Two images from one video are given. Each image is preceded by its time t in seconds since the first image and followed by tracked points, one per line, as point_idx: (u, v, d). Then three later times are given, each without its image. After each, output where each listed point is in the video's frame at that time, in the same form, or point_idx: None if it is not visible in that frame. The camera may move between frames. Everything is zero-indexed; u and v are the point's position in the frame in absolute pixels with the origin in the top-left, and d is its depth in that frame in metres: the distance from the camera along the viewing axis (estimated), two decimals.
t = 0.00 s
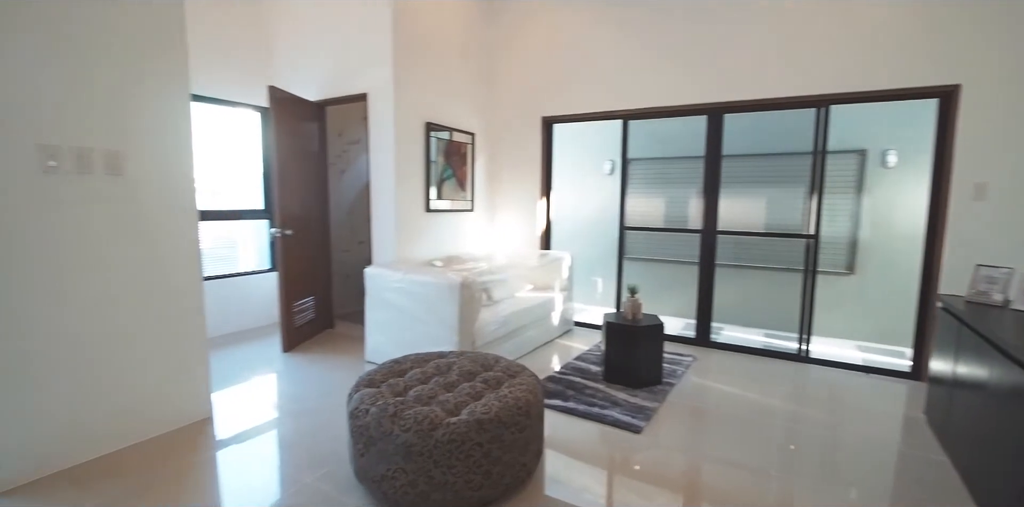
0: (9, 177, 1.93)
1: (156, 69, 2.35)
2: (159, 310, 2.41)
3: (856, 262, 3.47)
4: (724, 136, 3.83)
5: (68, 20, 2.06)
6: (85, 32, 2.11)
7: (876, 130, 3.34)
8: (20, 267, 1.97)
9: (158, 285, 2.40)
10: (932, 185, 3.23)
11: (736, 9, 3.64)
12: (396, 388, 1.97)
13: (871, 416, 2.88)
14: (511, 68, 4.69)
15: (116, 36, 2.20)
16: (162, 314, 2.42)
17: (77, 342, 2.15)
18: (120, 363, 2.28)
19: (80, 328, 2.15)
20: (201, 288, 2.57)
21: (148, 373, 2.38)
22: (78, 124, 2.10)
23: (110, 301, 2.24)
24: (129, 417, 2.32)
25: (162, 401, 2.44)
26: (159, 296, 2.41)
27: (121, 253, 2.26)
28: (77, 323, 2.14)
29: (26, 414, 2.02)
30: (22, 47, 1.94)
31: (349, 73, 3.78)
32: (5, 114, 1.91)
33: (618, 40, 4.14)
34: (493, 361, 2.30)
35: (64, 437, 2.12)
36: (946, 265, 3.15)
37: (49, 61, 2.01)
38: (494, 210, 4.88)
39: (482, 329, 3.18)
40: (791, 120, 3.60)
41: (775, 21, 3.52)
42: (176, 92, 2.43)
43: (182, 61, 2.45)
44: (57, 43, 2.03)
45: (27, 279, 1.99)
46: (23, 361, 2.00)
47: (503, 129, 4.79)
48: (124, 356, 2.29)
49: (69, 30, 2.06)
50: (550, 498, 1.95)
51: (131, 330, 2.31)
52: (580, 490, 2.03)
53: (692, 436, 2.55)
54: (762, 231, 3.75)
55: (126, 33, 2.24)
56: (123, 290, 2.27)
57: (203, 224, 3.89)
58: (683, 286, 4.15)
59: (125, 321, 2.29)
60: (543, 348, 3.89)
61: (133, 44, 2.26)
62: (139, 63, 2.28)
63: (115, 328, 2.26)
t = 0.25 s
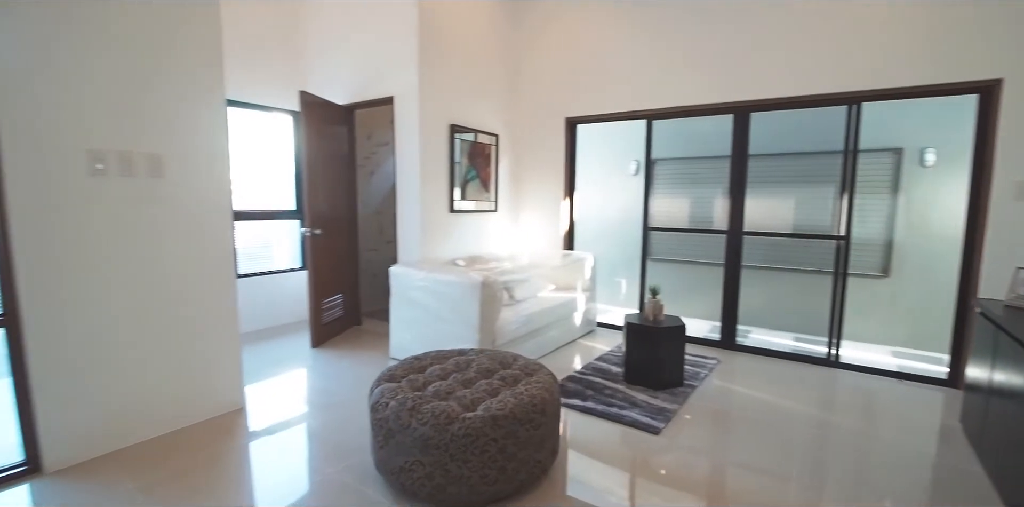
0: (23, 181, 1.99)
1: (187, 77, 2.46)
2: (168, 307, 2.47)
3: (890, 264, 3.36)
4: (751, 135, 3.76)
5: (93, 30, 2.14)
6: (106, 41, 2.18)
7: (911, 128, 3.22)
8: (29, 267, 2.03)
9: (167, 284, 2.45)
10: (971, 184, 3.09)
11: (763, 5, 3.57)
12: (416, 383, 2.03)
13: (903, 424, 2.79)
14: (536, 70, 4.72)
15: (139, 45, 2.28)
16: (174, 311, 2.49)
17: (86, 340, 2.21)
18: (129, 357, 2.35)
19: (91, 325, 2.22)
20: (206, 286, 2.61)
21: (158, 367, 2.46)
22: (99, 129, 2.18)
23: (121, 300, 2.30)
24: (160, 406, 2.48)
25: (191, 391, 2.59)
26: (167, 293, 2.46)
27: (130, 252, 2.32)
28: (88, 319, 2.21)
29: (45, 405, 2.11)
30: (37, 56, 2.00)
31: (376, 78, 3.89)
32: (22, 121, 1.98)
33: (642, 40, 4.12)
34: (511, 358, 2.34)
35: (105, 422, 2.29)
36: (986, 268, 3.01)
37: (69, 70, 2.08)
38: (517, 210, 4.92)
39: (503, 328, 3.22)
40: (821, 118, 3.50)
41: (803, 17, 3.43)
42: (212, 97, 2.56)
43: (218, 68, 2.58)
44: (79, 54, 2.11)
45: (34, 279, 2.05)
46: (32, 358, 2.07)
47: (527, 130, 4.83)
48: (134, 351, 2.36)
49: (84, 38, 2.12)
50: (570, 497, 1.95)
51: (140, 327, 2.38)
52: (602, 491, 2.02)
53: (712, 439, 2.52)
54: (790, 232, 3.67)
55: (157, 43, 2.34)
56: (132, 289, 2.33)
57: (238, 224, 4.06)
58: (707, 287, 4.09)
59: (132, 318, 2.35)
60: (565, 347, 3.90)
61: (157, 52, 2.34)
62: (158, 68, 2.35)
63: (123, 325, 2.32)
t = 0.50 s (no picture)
0: (67, 182, 2.11)
1: (217, 82, 2.58)
2: (195, 302, 2.58)
3: (922, 267, 3.26)
4: (774, 135, 3.69)
5: (132, 39, 2.26)
6: (144, 49, 2.30)
7: (943, 126, 3.12)
8: (71, 262, 2.15)
9: (194, 279, 2.56)
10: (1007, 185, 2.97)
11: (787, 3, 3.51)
12: (431, 378, 2.08)
13: (930, 431, 2.71)
14: (557, 71, 4.74)
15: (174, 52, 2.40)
16: (202, 305, 2.61)
17: (118, 333, 2.32)
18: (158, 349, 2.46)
19: (124, 318, 2.34)
20: (234, 282, 2.73)
21: (187, 359, 2.57)
22: (138, 132, 2.31)
23: (153, 295, 2.42)
24: (193, 396, 2.60)
25: (220, 382, 2.71)
26: (194, 289, 2.57)
27: (161, 249, 2.43)
28: (123, 313, 2.33)
29: (85, 394, 2.24)
30: (79, 64, 2.12)
31: (399, 81, 3.98)
32: (66, 124, 2.10)
33: (662, 39, 4.10)
34: (525, 356, 2.37)
35: (141, 410, 2.42)
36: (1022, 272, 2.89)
37: (110, 77, 2.21)
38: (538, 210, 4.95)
39: (520, 327, 3.26)
40: (847, 117, 3.42)
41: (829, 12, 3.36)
42: (241, 103, 2.67)
43: (247, 75, 2.69)
44: (118, 62, 2.23)
45: (74, 274, 2.17)
46: (75, 350, 2.20)
47: (548, 131, 4.85)
48: (165, 343, 2.48)
49: (105, 44, 2.19)
50: (589, 497, 1.96)
51: (170, 321, 2.49)
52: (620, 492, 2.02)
53: (728, 441, 2.50)
54: (814, 233, 3.59)
55: (190, 50, 2.46)
56: (162, 285, 2.45)
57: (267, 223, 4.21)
58: (729, 289, 4.04)
59: (162, 312, 2.46)
60: (583, 347, 3.91)
61: (190, 58, 2.46)
62: (190, 74, 2.47)
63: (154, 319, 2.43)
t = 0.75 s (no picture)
0: (102, 182, 2.24)
1: (242, 87, 2.69)
2: (220, 298, 2.69)
3: (949, 270, 3.18)
4: (792, 135, 3.65)
5: (163, 47, 2.38)
6: (174, 56, 2.42)
7: (968, 125, 3.05)
8: (105, 259, 2.28)
9: (218, 277, 2.67)
10: None
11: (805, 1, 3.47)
12: (443, 374, 2.14)
13: (951, 437, 2.65)
14: (573, 72, 4.77)
15: (203, 58, 2.52)
16: (226, 301, 2.71)
17: (148, 326, 2.44)
18: (185, 344, 2.57)
19: (153, 313, 2.45)
20: (255, 280, 2.83)
21: (212, 352, 2.68)
22: (168, 135, 2.43)
23: (181, 291, 2.54)
24: (218, 388, 2.72)
25: (243, 375, 2.82)
26: (218, 286, 2.68)
27: (188, 247, 2.54)
28: (153, 307, 2.45)
29: (118, 384, 2.36)
30: (115, 73, 2.24)
31: (417, 84, 4.07)
32: (102, 128, 2.22)
33: (679, 40, 4.09)
34: (537, 354, 2.41)
35: (169, 400, 2.54)
36: None
37: (142, 84, 2.33)
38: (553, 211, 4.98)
39: (534, 326, 3.29)
40: (868, 116, 3.36)
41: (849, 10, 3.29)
42: (263, 107, 2.78)
43: (270, 80, 2.80)
44: (150, 69, 2.35)
45: (109, 271, 2.29)
46: (109, 343, 2.33)
47: (564, 132, 4.88)
48: (191, 337, 2.59)
49: (139, 52, 2.31)
50: (607, 499, 1.95)
51: (196, 316, 2.60)
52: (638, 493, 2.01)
53: (738, 442, 2.49)
54: (834, 234, 3.54)
55: (217, 56, 2.57)
56: (187, 281, 2.55)
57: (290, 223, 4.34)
58: (745, 290, 4.00)
59: (188, 307, 2.57)
60: (597, 347, 3.92)
61: (217, 65, 2.57)
62: (217, 80, 2.58)
63: (180, 314, 2.54)
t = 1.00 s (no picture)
0: (131, 183, 2.35)
1: (263, 92, 2.79)
2: (241, 294, 2.80)
3: (970, 272, 3.12)
4: (807, 135, 3.62)
5: (188, 54, 2.49)
6: (198, 63, 2.53)
7: (988, 124, 3.00)
8: (134, 256, 2.39)
9: (239, 274, 2.78)
10: None
11: None
12: (453, 369, 2.20)
13: (967, 442, 2.60)
14: (587, 74, 4.80)
15: (226, 64, 2.63)
16: (247, 298, 2.82)
17: (173, 321, 2.55)
18: (208, 338, 2.68)
19: (178, 308, 2.56)
20: (274, 277, 2.94)
21: (233, 347, 2.79)
22: (193, 138, 2.54)
23: (204, 287, 2.64)
24: (238, 381, 2.82)
25: (263, 369, 2.93)
26: (239, 282, 2.78)
27: (212, 245, 2.65)
28: (179, 303, 2.56)
29: (145, 375, 2.48)
30: (144, 79, 2.36)
31: (432, 87, 4.15)
32: (132, 131, 2.34)
33: (692, 40, 4.09)
34: (545, 351, 2.45)
35: (193, 392, 2.65)
36: None
37: (169, 90, 2.44)
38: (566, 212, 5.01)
39: (545, 325, 3.34)
40: (883, 115, 3.31)
41: (865, 8, 3.25)
42: (283, 111, 2.88)
43: (289, 85, 2.90)
44: (177, 76, 2.46)
45: (138, 268, 2.41)
46: (138, 337, 2.44)
47: (578, 133, 4.91)
48: (213, 332, 2.70)
49: (166, 60, 2.42)
50: (618, 498, 1.96)
51: (218, 311, 2.71)
52: (650, 492, 2.02)
53: (746, 442, 2.50)
54: (849, 235, 3.50)
55: (240, 62, 2.68)
56: (210, 278, 2.66)
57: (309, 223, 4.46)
58: (759, 291, 3.98)
59: (211, 303, 2.68)
60: (609, 347, 3.95)
61: (239, 70, 2.68)
62: (239, 85, 2.69)
63: (204, 309, 2.65)
